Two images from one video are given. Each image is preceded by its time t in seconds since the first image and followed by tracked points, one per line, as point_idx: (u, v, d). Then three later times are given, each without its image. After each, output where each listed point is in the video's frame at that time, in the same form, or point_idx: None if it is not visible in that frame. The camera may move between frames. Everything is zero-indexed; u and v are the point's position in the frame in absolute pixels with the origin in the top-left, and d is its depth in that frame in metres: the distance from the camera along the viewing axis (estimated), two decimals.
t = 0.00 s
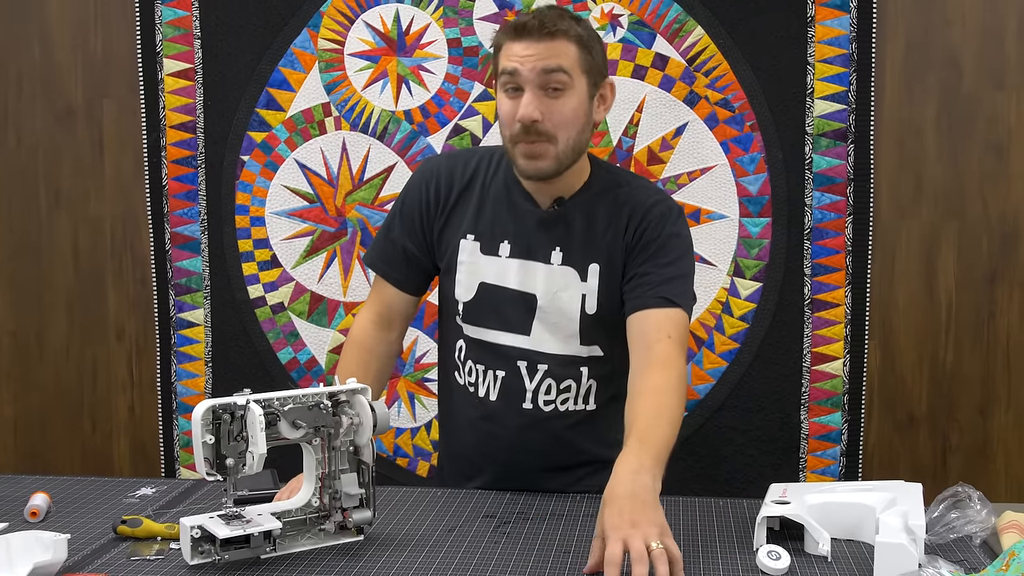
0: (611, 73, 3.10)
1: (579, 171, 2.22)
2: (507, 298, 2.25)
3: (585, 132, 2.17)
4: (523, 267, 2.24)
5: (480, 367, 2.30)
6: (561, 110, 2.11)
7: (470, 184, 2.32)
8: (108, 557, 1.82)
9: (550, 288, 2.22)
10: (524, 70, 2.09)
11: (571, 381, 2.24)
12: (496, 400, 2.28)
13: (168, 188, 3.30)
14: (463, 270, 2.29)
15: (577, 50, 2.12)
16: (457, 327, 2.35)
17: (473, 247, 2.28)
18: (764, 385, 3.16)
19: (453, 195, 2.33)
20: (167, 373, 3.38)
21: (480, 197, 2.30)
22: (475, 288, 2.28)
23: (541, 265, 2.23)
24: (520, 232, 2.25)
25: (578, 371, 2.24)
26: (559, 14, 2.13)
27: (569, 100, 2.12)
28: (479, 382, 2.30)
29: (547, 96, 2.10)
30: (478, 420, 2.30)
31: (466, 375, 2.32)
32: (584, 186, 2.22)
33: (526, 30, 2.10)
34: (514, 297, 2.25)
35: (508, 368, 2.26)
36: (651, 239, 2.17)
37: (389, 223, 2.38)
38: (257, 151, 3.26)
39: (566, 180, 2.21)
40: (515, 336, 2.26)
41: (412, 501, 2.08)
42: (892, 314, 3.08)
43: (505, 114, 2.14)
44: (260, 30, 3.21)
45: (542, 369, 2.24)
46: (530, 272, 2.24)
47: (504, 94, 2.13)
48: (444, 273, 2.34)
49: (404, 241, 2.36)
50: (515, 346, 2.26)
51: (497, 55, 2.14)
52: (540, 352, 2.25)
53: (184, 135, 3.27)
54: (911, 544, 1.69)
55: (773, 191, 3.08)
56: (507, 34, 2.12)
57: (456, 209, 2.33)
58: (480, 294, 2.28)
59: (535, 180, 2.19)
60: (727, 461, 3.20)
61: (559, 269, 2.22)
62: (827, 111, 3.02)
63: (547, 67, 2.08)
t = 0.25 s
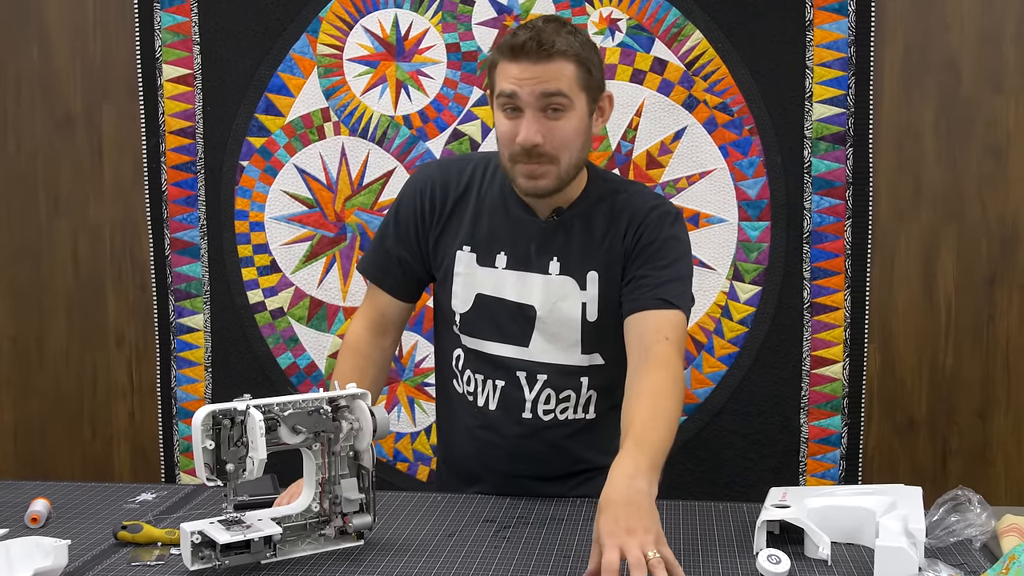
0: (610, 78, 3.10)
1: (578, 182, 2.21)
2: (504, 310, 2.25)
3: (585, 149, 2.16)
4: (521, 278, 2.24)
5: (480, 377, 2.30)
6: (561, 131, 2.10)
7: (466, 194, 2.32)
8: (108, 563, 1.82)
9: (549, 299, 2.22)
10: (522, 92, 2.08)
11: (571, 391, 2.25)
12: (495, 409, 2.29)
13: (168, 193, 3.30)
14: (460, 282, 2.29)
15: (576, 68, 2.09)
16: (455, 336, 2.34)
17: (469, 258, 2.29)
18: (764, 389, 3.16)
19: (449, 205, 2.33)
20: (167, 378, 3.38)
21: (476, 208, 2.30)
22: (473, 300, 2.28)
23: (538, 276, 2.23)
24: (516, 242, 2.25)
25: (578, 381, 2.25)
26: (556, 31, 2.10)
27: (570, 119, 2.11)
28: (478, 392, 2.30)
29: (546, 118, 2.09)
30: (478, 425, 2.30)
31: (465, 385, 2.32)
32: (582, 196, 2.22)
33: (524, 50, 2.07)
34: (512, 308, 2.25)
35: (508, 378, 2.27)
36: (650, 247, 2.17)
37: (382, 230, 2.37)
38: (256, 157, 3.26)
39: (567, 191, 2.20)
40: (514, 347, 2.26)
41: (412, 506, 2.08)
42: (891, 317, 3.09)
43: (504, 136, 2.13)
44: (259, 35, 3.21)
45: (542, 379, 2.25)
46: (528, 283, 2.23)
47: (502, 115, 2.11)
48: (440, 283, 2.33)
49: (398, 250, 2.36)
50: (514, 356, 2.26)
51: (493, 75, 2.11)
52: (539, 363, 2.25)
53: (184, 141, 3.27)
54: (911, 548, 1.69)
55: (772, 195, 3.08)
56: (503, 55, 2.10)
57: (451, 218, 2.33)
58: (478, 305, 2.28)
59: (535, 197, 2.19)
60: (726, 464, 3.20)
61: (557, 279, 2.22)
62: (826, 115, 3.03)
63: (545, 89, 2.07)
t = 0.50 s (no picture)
0: (608, 82, 3.11)
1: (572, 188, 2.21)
2: (499, 315, 2.25)
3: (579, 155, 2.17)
4: (516, 283, 2.24)
5: (476, 382, 2.30)
6: (555, 138, 2.10)
7: (461, 198, 2.33)
8: (108, 569, 1.82)
9: (544, 304, 2.22)
10: (514, 101, 2.08)
11: (568, 396, 2.25)
12: (492, 414, 2.29)
13: (167, 199, 3.30)
14: (455, 288, 2.30)
15: (567, 75, 2.10)
16: (452, 342, 2.35)
17: (465, 264, 2.29)
18: (763, 393, 3.16)
19: (444, 210, 2.34)
20: (165, 383, 3.38)
21: (471, 211, 2.30)
22: (468, 305, 2.29)
23: (533, 281, 2.23)
24: (512, 246, 2.25)
25: (575, 386, 2.25)
26: (546, 39, 2.10)
27: (563, 126, 2.11)
28: (475, 397, 2.30)
29: (539, 125, 2.09)
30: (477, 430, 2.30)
31: (462, 390, 2.32)
32: (576, 202, 2.22)
33: (514, 60, 2.07)
34: (508, 313, 2.25)
35: (504, 383, 2.27)
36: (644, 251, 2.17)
37: (378, 236, 2.38)
38: (255, 162, 3.26)
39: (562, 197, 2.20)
40: (510, 352, 2.26)
41: (411, 511, 2.08)
42: (890, 321, 3.09)
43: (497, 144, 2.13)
44: (257, 40, 3.21)
45: (538, 384, 2.25)
46: (523, 288, 2.23)
47: (495, 124, 2.12)
48: (436, 288, 2.34)
49: (394, 255, 2.36)
50: (510, 361, 2.26)
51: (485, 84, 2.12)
52: (535, 367, 2.25)
53: (182, 146, 3.28)
54: (909, 551, 1.70)
55: (771, 199, 3.08)
56: (494, 65, 2.10)
57: (447, 223, 2.34)
58: (473, 311, 2.28)
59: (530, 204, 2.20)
60: (725, 468, 3.20)
61: (552, 284, 2.22)
62: (824, 118, 3.03)
63: (536, 97, 2.07)
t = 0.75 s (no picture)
0: (607, 86, 3.11)
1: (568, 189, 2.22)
2: (496, 316, 2.26)
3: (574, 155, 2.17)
4: (512, 286, 2.24)
5: (474, 386, 2.30)
6: (550, 138, 2.10)
7: (458, 201, 2.33)
8: (107, 572, 1.81)
9: (541, 306, 2.22)
10: (509, 102, 2.08)
11: (565, 398, 2.25)
12: (490, 417, 2.29)
13: (165, 202, 3.30)
14: (452, 290, 2.30)
15: (562, 76, 2.10)
16: (448, 345, 2.35)
17: (461, 267, 2.29)
18: (761, 396, 3.16)
19: (440, 213, 2.34)
20: (164, 387, 3.38)
21: (468, 214, 2.31)
22: (465, 308, 2.29)
23: (530, 283, 2.23)
24: (509, 248, 2.25)
25: (571, 388, 2.25)
26: (541, 40, 2.10)
27: (558, 127, 2.11)
28: (473, 400, 2.30)
29: (534, 126, 2.10)
30: (475, 433, 2.30)
31: (459, 393, 2.33)
32: (572, 203, 2.23)
33: (509, 61, 2.08)
34: (504, 315, 2.25)
35: (502, 386, 2.27)
36: (639, 253, 2.17)
37: (376, 240, 2.38)
38: (254, 165, 3.27)
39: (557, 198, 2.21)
40: (507, 354, 2.26)
41: (410, 514, 2.08)
42: (888, 325, 3.09)
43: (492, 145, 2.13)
44: (256, 44, 3.22)
45: (535, 386, 2.25)
46: (520, 291, 2.24)
47: (489, 124, 2.12)
48: (434, 291, 2.34)
49: (391, 259, 2.36)
50: (507, 364, 2.26)
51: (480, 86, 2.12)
52: (531, 369, 2.25)
53: (181, 150, 3.28)
54: (907, 554, 1.70)
55: (769, 203, 3.09)
56: (489, 66, 2.11)
57: (443, 226, 2.34)
58: (470, 313, 2.28)
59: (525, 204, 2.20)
60: (724, 472, 3.20)
61: (548, 286, 2.22)
62: (822, 122, 3.04)
63: (531, 98, 2.07)
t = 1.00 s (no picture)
0: (606, 87, 3.11)
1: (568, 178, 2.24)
2: (496, 307, 2.26)
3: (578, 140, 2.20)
4: (513, 277, 2.25)
5: (472, 380, 2.30)
6: (557, 122, 2.12)
7: (455, 198, 2.34)
8: (108, 572, 1.81)
9: (541, 296, 2.23)
10: (518, 85, 2.10)
11: (564, 391, 2.24)
12: (489, 411, 2.28)
13: (166, 204, 3.31)
14: (452, 283, 2.30)
15: (569, 61, 2.13)
16: (445, 341, 2.34)
17: (461, 258, 2.29)
18: (761, 397, 3.16)
19: (438, 209, 2.34)
20: (165, 388, 3.38)
21: (465, 209, 2.31)
22: (465, 300, 2.29)
23: (530, 273, 2.24)
24: (507, 241, 2.26)
25: (570, 380, 2.24)
26: (549, 25, 2.13)
27: (564, 111, 2.13)
28: (471, 396, 2.30)
29: (542, 109, 2.11)
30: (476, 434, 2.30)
31: (458, 390, 2.32)
32: (570, 192, 2.25)
33: (519, 44, 2.10)
34: (504, 306, 2.26)
35: (501, 380, 2.27)
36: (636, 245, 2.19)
37: (374, 240, 2.39)
38: (254, 167, 3.27)
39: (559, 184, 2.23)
40: (506, 346, 2.26)
41: (411, 515, 2.08)
42: (888, 326, 3.10)
43: (499, 128, 2.14)
44: (256, 46, 3.22)
45: (535, 378, 2.24)
46: (520, 281, 2.24)
47: (497, 107, 2.13)
48: (433, 286, 2.35)
49: (390, 258, 2.37)
50: (507, 355, 2.26)
51: (488, 69, 2.13)
52: (531, 361, 2.25)
53: (181, 152, 3.28)
54: (908, 555, 1.70)
55: (769, 203, 3.09)
56: (498, 50, 2.12)
57: (441, 222, 2.34)
58: (470, 306, 2.28)
59: (528, 189, 2.21)
60: (724, 473, 3.20)
61: (548, 276, 2.23)
62: (822, 123, 3.04)
63: (541, 81, 2.09)
